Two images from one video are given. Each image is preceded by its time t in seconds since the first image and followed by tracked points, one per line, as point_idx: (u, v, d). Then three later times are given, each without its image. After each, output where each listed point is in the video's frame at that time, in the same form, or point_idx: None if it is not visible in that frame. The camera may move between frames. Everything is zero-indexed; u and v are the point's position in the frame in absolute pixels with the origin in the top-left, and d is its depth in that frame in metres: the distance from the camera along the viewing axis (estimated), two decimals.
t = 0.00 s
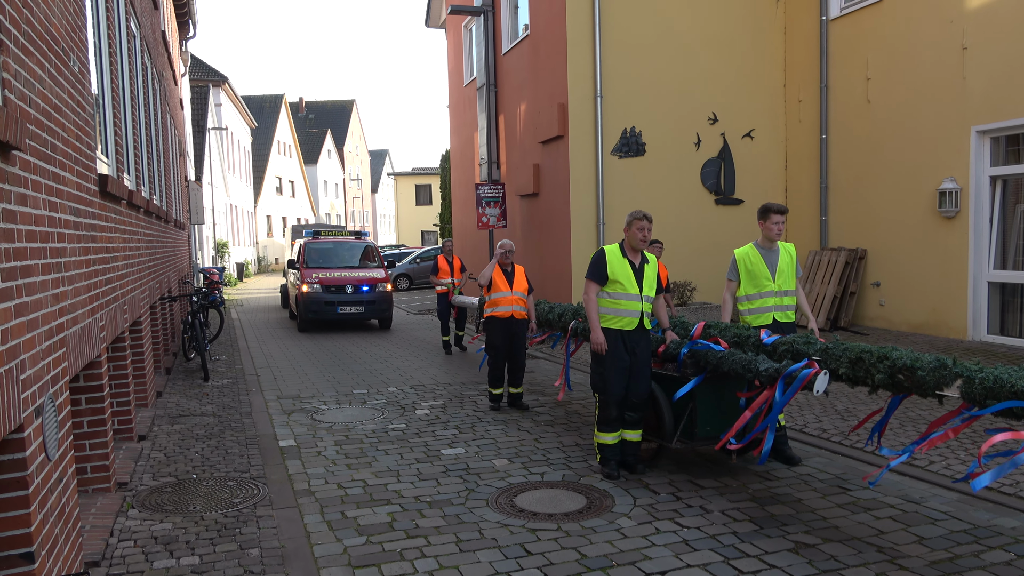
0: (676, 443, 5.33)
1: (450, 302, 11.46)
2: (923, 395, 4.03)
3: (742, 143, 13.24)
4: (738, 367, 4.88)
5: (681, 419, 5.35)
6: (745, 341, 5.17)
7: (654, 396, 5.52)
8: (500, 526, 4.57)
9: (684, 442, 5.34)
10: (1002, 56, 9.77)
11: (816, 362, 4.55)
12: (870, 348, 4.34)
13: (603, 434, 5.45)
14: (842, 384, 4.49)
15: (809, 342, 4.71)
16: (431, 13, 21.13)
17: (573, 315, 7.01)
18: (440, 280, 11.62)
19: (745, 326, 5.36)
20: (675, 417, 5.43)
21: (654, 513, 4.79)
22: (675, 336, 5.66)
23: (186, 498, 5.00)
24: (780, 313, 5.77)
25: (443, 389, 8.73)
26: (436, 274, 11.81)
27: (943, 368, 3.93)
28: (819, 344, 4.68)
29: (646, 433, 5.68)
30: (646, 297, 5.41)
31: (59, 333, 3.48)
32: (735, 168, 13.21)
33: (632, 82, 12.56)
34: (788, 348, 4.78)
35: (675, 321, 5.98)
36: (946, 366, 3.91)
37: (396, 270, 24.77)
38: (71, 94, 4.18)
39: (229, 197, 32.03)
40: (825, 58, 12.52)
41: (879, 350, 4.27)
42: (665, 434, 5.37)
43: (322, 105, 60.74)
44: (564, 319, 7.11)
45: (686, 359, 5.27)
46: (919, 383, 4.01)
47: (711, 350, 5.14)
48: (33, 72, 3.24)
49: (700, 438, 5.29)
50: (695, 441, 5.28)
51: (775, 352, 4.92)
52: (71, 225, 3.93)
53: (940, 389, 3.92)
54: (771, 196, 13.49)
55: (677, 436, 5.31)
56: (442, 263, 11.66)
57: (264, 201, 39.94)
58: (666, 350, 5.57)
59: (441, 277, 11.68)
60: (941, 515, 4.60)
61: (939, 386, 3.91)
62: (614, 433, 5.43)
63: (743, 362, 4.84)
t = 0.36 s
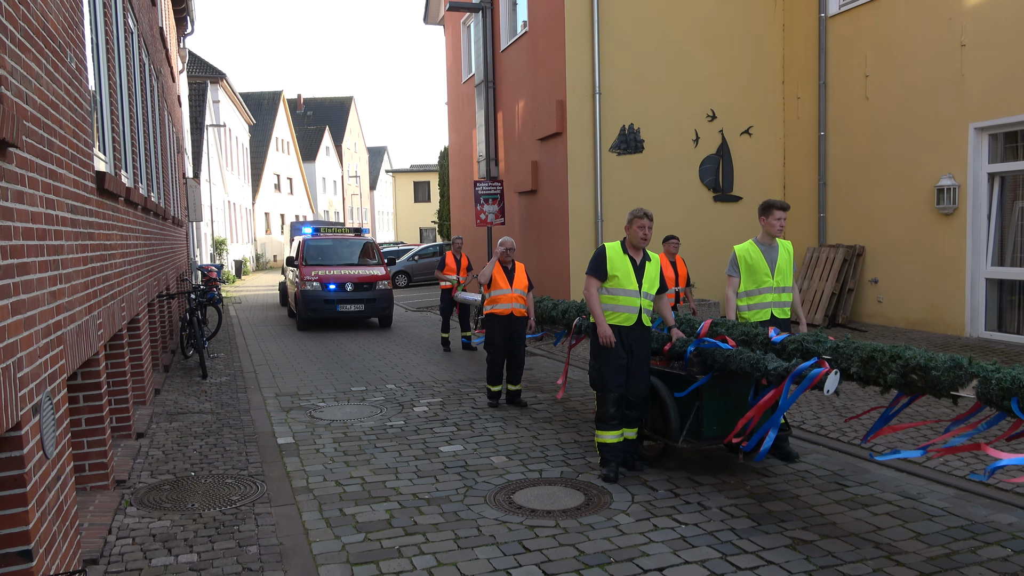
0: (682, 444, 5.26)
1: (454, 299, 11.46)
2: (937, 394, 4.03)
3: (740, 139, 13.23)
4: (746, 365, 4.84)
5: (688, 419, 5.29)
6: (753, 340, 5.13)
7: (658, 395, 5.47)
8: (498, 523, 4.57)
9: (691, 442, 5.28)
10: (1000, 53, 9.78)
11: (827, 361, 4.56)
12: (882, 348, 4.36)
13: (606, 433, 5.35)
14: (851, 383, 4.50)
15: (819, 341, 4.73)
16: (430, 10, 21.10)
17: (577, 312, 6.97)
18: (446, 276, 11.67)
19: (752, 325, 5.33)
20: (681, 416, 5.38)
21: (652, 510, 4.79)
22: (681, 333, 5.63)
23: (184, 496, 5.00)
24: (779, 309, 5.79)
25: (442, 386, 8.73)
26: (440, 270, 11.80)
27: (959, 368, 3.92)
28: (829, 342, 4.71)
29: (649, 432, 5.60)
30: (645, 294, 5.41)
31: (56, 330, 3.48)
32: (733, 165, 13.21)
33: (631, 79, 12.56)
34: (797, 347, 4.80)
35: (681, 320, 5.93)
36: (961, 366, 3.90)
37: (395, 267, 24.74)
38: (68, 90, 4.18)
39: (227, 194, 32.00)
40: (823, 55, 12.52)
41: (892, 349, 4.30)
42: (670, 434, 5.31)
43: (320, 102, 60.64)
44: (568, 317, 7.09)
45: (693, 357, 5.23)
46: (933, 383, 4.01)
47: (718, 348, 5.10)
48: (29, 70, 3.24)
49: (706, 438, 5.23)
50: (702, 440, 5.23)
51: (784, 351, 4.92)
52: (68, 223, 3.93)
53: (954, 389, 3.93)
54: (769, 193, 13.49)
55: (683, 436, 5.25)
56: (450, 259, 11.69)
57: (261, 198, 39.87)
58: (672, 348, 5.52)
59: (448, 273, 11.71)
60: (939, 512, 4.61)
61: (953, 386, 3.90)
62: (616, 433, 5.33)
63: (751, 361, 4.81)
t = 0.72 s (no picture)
0: (694, 450, 5.05)
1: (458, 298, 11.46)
2: (963, 403, 3.86)
3: (740, 140, 13.23)
4: (761, 370, 4.64)
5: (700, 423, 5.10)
6: (768, 344, 4.99)
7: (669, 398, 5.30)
8: (497, 522, 4.58)
9: (703, 448, 5.09)
10: (1001, 55, 9.79)
11: (845, 366, 4.36)
12: (904, 353, 4.17)
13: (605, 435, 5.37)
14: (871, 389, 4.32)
15: (837, 346, 4.54)
16: (430, 9, 21.12)
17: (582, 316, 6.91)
18: (455, 275, 11.79)
19: (766, 328, 5.18)
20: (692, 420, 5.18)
21: (651, 509, 4.80)
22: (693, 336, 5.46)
23: (184, 494, 5.00)
24: (786, 311, 5.82)
25: (441, 386, 8.74)
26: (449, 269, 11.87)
27: (986, 376, 3.76)
28: (848, 347, 4.50)
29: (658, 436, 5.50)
30: (651, 296, 5.38)
31: (57, 329, 3.49)
32: (733, 165, 13.22)
33: (631, 79, 12.56)
34: (815, 351, 4.61)
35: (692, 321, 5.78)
36: (989, 374, 3.74)
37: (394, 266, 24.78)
38: (69, 89, 4.18)
39: (227, 192, 32.00)
40: (824, 55, 12.52)
41: (914, 355, 4.09)
42: (681, 439, 5.11)
43: (321, 100, 60.64)
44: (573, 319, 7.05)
45: (705, 361, 5.04)
46: (958, 391, 3.85)
47: (731, 350, 4.91)
48: (31, 68, 3.25)
49: (719, 444, 5.06)
50: (715, 446, 5.05)
51: (800, 355, 4.75)
52: (69, 221, 3.94)
53: (981, 397, 3.76)
54: (769, 193, 13.49)
55: (696, 442, 5.05)
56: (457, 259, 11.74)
57: (261, 196, 39.86)
58: (683, 351, 5.36)
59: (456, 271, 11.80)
60: (937, 512, 4.62)
61: (981, 395, 3.74)
62: (616, 433, 5.36)
63: (768, 365, 4.61)
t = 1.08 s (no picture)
0: (715, 456, 4.84)
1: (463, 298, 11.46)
2: (1008, 409, 3.69)
3: (740, 139, 13.24)
4: (789, 373, 4.45)
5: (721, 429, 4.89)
6: (794, 346, 4.79)
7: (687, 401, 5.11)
8: (497, 521, 4.59)
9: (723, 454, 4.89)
10: (1000, 54, 9.79)
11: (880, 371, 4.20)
12: (944, 356, 4.01)
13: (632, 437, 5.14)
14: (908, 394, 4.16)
15: (869, 349, 4.40)
16: (430, 8, 21.09)
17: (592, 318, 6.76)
18: (456, 276, 11.62)
19: (791, 329, 4.97)
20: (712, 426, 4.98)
21: (651, 509, 4.81)
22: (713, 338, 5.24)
23: (184, 494, 5.01)
24: (798, 309, 5.83)
25: (441, 385, 8.75)
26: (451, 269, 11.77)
27: None
28: (880, 350, 4.39)
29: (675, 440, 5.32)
30: (659, 303, 5.26)
31: (56, 329, 3.48)
32: (733, 163, 13.22)
33: (630, 78, 12.56)
34: (846, 354, 4.46)
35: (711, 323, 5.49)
36: None
37: (394, 266, 24.81)
38: (68, 89, 4.18)
39: (226, 192, 32.00)
40: (823, 54, 12.52)
41: (955, 358, 3.95)
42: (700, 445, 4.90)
43: (320, 100, 60.61)
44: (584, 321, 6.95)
45: (727, 363, 4.85)
46: (1005, 398, 3.66)
47: (755, 353, 4.71)
48: (30, 68, 3.25)
49: (740, 450, 4.86)
50: (736, 452, 4.85)
51: (829, 359, 4.57)
52: (68, 221, 3.94)
53: None
54: (769, 192, 13.50)
55: (716, 448, 4.84)
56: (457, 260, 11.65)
57: (261, 195, 39.86)
58: (704, 353, 5.15)
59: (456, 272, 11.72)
60: (937, 510, 4.63)
61: None
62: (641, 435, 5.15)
63: (795, 368, 4.42)
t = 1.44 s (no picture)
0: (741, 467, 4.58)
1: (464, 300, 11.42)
2: None
3: (737, 137, 13.25)
4: (821, 380, 4.22)
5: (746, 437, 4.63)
6: (824, 350, 4.59)
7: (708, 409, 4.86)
8: (497, 522, 4.59)
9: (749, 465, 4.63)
10: (997, 50, 9.79)
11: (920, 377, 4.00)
12: (991, 362, 3.79)
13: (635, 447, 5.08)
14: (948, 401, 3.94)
15: (908, 353, 4.19)
16: (426, 9, 21.06)
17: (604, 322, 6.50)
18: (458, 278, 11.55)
19: (818, 332, 4.77)
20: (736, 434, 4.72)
21: (651, 508, 4.81)
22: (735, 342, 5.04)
23: (184, 496, 5.01)
24: (817, 314, 5.62)
25: (440, 386, 8.77)
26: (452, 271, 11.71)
27: None
28: (918, 355, 4.16)
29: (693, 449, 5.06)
30: (673, 306, 5.07)
31: (54, 333, 3.48)
32: (731, 162, 13.23)
33: (628, 78, 12.56)
34: (881, 359, 4.23)
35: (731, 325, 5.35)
36: None
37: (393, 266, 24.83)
38: (65, 93, 4.19)
39: (224, 194, 32.02)
40: (820, 52, 12.52)
41: (1003, 365, 3.73)
42: (725, 455, 4.65)
43: (318, 101, 60.62)
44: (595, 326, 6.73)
45: (751, 369, 4.59)
46: None
47: (782, 358, 4.47)
48: (26, 72, 3.25)
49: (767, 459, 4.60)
50: (762, 462, 4.59)
51: (863, 363, 4.36)
52: (66, 225, 3.94)
53: None
54: (767, 190, 13.52)
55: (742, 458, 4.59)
56: (460, 261, 11.57)
57: (259, 197, 39.87)
58: (724, 358, 4.96)
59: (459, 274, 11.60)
60: (936, 508, 4.63)
61: None
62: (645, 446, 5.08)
63: (828, 375, 4.20)
